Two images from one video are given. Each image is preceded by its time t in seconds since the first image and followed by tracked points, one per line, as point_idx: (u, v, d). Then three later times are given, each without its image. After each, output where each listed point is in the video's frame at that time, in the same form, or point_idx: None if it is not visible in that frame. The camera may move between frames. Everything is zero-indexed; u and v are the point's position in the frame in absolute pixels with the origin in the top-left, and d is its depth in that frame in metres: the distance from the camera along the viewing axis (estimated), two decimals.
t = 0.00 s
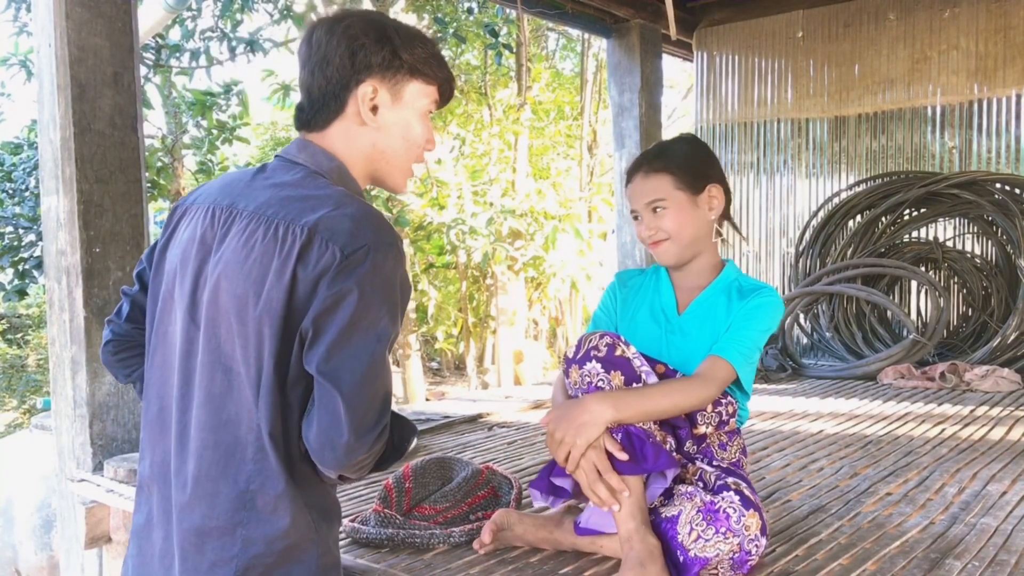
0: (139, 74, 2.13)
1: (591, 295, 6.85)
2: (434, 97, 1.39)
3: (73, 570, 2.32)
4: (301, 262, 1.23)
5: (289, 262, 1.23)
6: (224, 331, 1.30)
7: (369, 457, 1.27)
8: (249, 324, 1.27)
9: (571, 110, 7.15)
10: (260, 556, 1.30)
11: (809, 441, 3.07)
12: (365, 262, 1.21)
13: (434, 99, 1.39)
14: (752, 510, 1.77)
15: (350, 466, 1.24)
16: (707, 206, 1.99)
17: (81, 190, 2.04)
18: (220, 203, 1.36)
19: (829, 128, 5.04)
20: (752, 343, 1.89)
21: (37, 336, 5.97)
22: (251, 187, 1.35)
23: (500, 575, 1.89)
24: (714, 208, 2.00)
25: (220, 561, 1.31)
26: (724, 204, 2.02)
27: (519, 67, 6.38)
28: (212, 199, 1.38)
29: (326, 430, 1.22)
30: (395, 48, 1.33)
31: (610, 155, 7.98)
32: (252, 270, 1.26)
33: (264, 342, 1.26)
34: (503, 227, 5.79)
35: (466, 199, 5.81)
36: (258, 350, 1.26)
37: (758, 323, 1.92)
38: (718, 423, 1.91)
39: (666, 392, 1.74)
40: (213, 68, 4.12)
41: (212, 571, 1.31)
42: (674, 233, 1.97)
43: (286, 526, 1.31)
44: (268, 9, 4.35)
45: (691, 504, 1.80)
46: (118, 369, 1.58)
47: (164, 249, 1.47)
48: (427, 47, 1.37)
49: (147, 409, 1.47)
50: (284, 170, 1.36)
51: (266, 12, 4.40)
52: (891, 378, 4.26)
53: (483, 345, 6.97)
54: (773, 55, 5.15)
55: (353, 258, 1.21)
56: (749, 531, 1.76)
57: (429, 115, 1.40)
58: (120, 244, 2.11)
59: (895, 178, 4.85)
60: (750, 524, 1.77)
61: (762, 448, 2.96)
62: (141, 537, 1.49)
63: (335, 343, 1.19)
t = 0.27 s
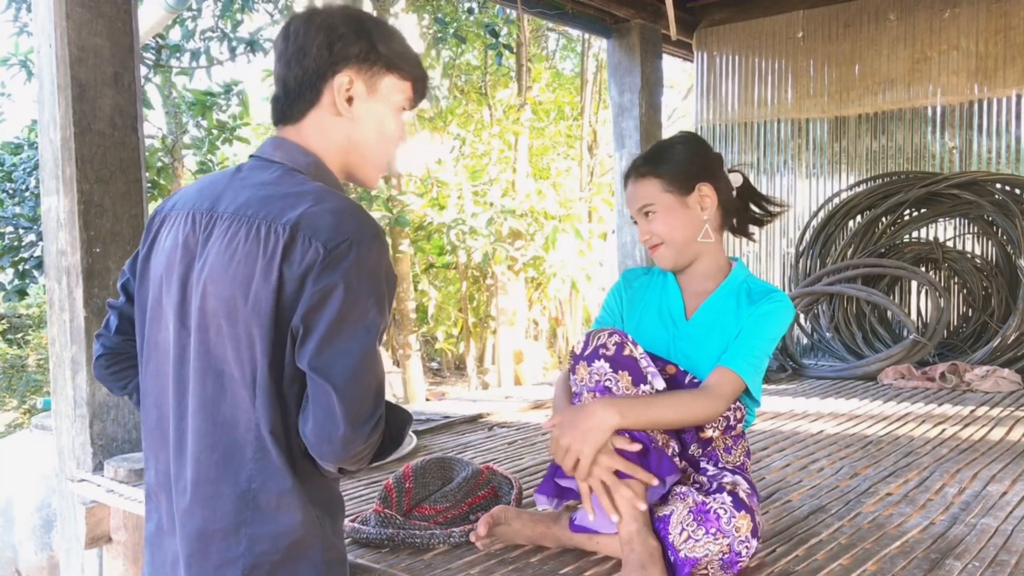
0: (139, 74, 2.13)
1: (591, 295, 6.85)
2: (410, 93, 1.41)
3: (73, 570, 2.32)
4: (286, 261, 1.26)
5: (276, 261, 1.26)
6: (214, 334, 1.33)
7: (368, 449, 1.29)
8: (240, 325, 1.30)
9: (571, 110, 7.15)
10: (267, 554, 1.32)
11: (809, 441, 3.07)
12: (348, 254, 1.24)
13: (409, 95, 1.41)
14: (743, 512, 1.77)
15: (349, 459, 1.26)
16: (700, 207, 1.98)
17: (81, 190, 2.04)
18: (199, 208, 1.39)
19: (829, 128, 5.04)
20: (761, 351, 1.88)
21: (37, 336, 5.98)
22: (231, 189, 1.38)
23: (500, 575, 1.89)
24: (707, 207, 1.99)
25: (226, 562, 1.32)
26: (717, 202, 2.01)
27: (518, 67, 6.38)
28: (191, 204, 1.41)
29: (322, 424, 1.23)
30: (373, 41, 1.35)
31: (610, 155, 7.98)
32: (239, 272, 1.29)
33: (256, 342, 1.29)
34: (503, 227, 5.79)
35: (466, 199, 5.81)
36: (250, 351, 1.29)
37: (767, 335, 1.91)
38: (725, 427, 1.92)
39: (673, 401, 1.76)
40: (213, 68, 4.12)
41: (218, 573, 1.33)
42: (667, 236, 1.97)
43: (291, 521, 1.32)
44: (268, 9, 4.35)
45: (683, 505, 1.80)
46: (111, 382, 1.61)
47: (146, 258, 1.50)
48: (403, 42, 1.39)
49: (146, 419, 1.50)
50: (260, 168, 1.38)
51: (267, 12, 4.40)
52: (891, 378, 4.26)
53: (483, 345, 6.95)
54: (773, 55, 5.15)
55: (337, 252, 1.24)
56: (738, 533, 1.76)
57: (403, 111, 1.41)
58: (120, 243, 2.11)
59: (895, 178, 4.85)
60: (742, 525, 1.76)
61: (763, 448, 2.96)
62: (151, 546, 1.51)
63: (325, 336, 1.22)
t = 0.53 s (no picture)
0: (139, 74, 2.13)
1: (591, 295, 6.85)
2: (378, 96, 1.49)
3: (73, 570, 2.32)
4: (266, 260, 1.31)
5: (255, 260, 1.32)
6: (199, 336, 1.38)
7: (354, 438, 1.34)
8: (226, 326, 1.36)
9: (571, 110, 7.14)
10: (265, 550, 1.38)
11: (809, 441, 3.07)
12: (324, 248, 1.30)
13: (376, 101, 1.49)
14: (745, 513, 1.76)
15: (335, 448, 1.30)
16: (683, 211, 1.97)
17: (81, 190, 2.04)
18: (177, 215, 1.44)
19: (829, 128, 5.04)
20: (753, 363, 1.86)
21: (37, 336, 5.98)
22: (208, 194, 1.43)
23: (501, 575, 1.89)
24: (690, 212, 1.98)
25: (224, 562, 1.38)
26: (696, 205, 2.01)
27: (519, 67, 6.38)
28: (171, 211, 1.46)
29: (303, 415, 1.28)
30: (347, 43, 1.43)
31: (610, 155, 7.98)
32: (221, 275, 1.35)
33: (244, 342, 1.35)
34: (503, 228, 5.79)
35: (466, 199, 5.81)
36: (238, 350, 1.35)
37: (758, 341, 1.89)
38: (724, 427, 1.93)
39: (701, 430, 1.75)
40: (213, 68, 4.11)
41: (217, 572, 1.38)
42: (649, 242, 1.95)
43: (289, 516, 1.39)
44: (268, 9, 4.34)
45: (685, 506, 1.80)
46: (111, 400, 1.64)
47: (127, 270, 1.56)
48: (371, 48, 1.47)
49: (144, 426, 1.55)
50: (236, 172, 1.44)
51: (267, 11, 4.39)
52: (891, 378, 4.26)
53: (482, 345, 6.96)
54: (773, 55, 5.15)
55: (313, 247, 1.30)
56: (741, 535, 1.75)
57: (370, 114, 1.49)
58: (120, 243, 2.10)
59: (896, 178, 4.85)
60: (744, 526, 1.75)
61: (762, 448, 2.96)
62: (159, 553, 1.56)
63: (305, 330, 1.27)
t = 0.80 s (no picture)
0: (139, 74, 2.13)
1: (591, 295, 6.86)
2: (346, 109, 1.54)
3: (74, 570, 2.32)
4: (245, 258, 1.36)
5: (236, 258, 1.36)
6: (183, 338, 1.42)
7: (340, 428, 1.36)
8: (210, 327, 1.39)
9: (571, 111, 7.14)
10: (257, 545, 1.41)
11: (809, 442, 3.07)
12: (300, 243, 1.34)
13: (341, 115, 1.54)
14: (750, 509, 1.73)
15: (314, 437, 1.33)
16: (678, 217, 1.96)
17: (81, 190, 2.04)
18: (157, 223, 1.49)
19: (829, 128, 5.05)
20: (759, 364, 1.86)
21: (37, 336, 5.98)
22: (187, 199, 1.48)
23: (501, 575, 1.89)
24: (684, 220, 1.98)
25: (220, 556, 1.41)
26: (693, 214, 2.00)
27: (519, 67, 6.38)
28: (152, 218, 1.50)
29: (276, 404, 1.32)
30: (321, 56, 1.48)
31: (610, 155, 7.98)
32: (203, 276, 1.39)
33: (230, 341, 1.39)
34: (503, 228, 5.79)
35: (467, 199, 5.81)
36: (224, 350, 1.39)
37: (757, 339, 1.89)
38: (723, 427, 1.90)
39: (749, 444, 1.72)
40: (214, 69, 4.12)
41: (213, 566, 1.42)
42: (643, 245, 1.92)
43: (281, 510, 1.42)
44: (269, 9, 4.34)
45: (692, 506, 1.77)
46: (99, 413, 1.65)
47: (108, 281, 1.59)
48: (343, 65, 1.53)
49: (138, 431, 1.59)
50: (211, 177, 1.48)
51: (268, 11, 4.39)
52: (892, 378, 4.26)
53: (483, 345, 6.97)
54: (774, 55, 5.14)
55: (290, 243, 1.34)
56: (746, 530, 1.72)
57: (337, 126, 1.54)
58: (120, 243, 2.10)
59: (896, 178, 4.85)
60: (749, 522, 1.73)
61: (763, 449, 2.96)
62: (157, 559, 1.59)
63: (283, 322, 1.31)
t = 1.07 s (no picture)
0: (139, 74, 2.12)
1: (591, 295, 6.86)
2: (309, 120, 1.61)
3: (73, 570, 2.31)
4: (223, 256, 1.40)
5: (213, 257, 1.40)
6: (163, 338, 1.45)
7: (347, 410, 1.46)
8: (189, 325, 1.43)
9: (571, 111, 7.14)
10: (239, 533, 1.44)
11: (809, 442, 3.07)
12: (277, 239, 1.40)
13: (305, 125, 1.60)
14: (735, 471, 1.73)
15: (327, 420, 1.41)
16: (687, 221, 1.96)
17: (81, 190, 2.03)
18: (130, 231, 1.52)
19: (829, 129, 5.05)
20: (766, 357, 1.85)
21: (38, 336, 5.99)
22: (159, 205, 1.51)
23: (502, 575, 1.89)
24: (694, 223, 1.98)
25: (203, 544, 1.44)
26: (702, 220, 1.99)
27: (519, 67, 6.39)
28: (126, 225, 1.54)
29: (285, 389, 1.40)
30: (282, 68, 1.54)
31: (610, 155, 7.98)
32: (181, 277, 1.43)
33: (208, 338, 1.42)
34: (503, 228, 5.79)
35: (466, 199, 5.82)
36: (203, 347, 1.42)
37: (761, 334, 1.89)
38: (726, 427, 1.90)
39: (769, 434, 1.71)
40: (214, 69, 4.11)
41: (197, 554, 1.45)
42: (655, 248, 1.91)
43: (264, 501, 1.45)
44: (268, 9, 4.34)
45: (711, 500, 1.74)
46: (78, 423, 1.70)
47: (84, 291, 1.62)
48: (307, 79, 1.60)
49: (128, 434, 1.62)
50: (183, 183, 1.52)
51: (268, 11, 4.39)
52: (892, 378, 4.26)
53: (482, 345, 6.97)
54: (773, 55, 5.15)
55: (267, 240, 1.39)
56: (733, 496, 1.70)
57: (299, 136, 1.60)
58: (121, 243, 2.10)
59: (896, 178, 4.85)
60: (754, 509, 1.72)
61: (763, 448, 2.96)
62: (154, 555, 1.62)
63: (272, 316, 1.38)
